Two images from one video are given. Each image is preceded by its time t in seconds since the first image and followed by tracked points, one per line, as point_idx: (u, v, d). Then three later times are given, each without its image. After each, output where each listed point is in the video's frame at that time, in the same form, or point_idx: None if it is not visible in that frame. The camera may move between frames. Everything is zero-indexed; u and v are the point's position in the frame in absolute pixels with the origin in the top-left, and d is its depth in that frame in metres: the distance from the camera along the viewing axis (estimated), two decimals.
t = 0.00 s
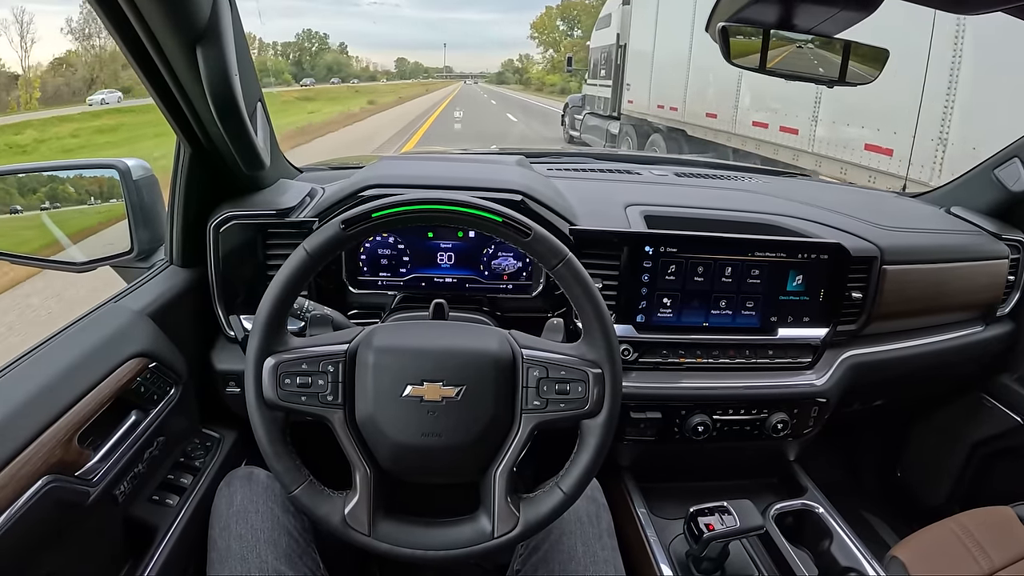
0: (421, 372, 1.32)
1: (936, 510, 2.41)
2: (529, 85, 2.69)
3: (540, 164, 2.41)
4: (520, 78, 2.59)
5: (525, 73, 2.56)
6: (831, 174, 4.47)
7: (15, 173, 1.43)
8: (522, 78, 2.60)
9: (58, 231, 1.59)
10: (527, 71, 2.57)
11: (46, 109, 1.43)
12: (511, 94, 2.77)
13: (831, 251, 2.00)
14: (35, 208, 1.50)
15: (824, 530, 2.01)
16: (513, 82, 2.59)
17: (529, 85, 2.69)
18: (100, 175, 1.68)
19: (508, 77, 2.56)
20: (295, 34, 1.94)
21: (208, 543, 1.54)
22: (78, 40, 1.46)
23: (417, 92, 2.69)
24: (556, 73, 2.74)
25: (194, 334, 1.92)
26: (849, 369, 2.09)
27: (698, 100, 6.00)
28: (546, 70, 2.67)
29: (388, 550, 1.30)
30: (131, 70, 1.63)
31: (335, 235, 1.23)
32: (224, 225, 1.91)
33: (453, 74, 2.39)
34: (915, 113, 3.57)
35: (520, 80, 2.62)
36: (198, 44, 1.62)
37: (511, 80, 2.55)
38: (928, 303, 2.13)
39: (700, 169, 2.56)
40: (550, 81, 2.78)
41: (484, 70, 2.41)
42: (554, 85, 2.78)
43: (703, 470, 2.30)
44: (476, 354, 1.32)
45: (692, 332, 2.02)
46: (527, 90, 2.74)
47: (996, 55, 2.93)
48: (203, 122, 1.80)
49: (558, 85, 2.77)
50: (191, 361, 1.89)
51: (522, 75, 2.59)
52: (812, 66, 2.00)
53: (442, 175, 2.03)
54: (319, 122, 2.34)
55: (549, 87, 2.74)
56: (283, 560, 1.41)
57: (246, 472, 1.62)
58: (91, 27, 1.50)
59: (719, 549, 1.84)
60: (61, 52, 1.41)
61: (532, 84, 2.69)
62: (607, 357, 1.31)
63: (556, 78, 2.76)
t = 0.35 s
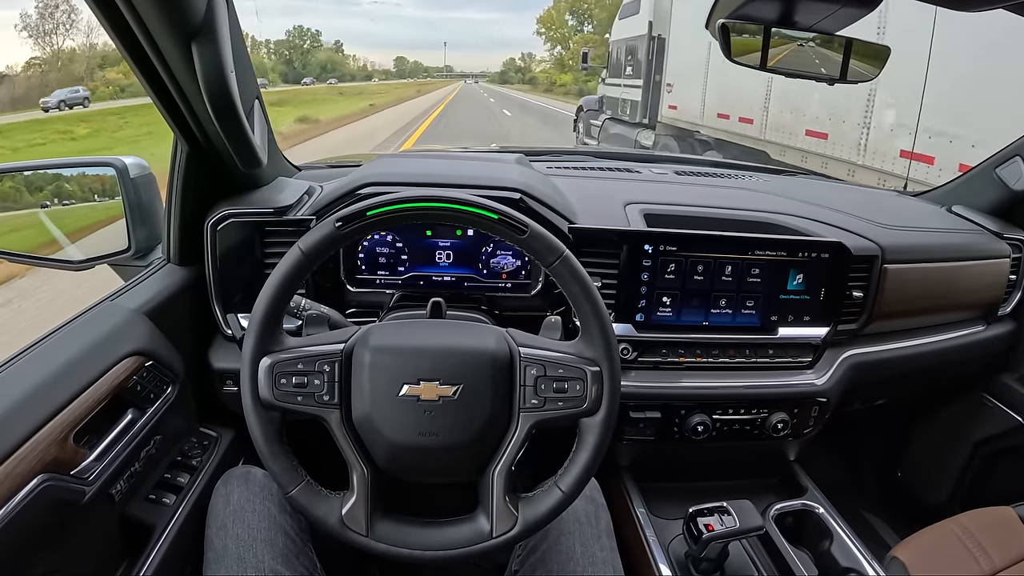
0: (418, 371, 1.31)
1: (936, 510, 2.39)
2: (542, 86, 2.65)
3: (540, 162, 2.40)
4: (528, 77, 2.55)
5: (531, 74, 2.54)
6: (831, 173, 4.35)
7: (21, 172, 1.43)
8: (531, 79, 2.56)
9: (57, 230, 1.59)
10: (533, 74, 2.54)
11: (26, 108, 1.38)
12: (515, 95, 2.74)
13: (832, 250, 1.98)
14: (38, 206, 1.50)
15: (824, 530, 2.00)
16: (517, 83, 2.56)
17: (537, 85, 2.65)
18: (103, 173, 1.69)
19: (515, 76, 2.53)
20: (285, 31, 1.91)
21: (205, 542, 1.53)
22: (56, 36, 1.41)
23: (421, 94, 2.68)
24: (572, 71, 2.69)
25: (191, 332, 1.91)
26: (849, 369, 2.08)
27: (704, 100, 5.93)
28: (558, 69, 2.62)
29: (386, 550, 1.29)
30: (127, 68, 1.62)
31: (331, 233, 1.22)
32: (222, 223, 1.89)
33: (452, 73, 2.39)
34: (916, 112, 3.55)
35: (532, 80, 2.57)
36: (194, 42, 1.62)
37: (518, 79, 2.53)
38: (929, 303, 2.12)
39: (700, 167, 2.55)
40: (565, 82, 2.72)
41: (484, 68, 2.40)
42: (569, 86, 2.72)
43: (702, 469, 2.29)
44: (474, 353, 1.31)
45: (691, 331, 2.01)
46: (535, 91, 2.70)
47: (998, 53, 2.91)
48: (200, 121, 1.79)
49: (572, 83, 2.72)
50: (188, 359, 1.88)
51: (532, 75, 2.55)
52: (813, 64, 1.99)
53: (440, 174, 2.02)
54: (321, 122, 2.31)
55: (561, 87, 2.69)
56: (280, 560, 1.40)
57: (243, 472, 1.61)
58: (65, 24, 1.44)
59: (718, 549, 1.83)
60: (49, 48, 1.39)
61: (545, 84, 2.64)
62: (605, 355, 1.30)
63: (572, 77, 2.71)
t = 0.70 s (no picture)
0: (419, 370, 1.31)
1: (935, 509, 2.40)
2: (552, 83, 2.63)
3: (540, 162, 2.41)
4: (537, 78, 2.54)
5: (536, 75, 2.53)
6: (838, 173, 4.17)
7: (27, 172, 1.43)
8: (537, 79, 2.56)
9: (57, 228, 1.58)
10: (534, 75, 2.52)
11: None
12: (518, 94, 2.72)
13: (831, 250, 1.99)
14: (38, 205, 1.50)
15: (823, 530, 2.01)
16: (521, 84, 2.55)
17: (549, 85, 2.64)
18: (105, 172, 1.69)
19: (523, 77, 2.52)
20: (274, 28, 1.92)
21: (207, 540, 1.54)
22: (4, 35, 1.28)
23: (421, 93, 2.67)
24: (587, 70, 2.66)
25: (193, 331, 1.92)
26: (848, 369, 2.09)
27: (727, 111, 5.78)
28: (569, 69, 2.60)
29: (387, 548, 1.30)
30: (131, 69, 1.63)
31: (333, 233, 1.23)
32: (224, 222, 1.90)
33: (453, 73, 2.40)
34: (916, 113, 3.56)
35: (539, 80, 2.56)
36: (197, 42, 1.64)
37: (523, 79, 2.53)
38: (927, 303, 2.13)
39: (699, 168, 2.56)
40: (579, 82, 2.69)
41: (485, 69, 2.41)
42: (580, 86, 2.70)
43: (701, 468, 2.30)
44: (474, 352, 1.32)
45: (691, 331, 2.02)
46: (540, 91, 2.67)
47: (997, 54, 2.92)
48: (203, 121, 1.81)
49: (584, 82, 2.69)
50: (190, 358, 1.89)
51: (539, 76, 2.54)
52: (812, 65, 2.00)
53: (441, 174, 2.03)
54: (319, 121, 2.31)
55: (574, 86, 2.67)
56: (282, 557, 1.41)
57: (245, 470, 1.62)
58: (17, 22, 1.31)
59: (717, 548, 1.84)
60: (11, 49, 1.30)
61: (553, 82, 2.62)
62: (605, 354, 1.31)
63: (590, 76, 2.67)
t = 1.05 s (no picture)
0: (421, 369, 1.31)
1: (936, 509, 2.40)
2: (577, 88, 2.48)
3: (541, 162, 2.42)
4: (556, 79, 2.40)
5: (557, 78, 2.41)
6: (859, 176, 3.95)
7: (32, 173, 1.45)
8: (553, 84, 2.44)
9: (58, 227, 1.57)
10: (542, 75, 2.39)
11: None
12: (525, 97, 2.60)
13: (832, 250, 1.99)
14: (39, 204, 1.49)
15: (824, 530, 2.01)
16: (532, 86, 2.44)
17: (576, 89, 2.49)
18: (108, 172, 1.69)
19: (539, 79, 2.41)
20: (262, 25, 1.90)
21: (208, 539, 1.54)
22: None
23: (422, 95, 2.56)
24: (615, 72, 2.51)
25: (194, 330, 1.92)
26: (849, 369, 2.09)
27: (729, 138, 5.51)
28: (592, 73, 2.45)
29: (388, 546, 1.30)
30: (132, 67, 1.63)
31: (334, 232, 1.23)
32: (225, 221, 1.91)
33: (454, 73, 2.40)
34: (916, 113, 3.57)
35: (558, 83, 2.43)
36: (199, 41, 1.64)
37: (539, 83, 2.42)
38: (928, 303, 2.13)
39: (700, 168, 2.56)
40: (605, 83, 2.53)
41: (487, 69, 2.41)
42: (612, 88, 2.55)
43: (702, 468, 2.30)
44: (476, 351, 1.32)
45: (691, 331, 2.02)
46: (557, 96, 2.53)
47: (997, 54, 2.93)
48: (204, 120, 1.81)
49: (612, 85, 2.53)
50: (191, 357, 1.89)
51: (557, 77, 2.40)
52: (813, 65, 2.00)
53: (442, 173, 2.03)
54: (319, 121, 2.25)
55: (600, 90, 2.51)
56: (283, 556, 1.41)
57: (246, 469, 1.62)
58: None
59: (718, 548, 1.84)
60: None
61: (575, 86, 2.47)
62: (607, 353, 1.31)
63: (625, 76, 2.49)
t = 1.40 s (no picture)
0: (418, 369, 1.31)
1: (935, 510, 2.40)
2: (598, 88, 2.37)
3: (540, 162, 2.43)
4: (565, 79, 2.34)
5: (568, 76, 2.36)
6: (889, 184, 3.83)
7: (37, 172, 1.47)
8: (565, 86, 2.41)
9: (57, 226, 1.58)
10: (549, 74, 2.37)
11: None
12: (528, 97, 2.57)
13: (831, 251, 1.99)
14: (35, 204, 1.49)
15: (822, 530, 2.00)
16: (536, 85, 2.44)
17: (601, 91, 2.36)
18: (108, 172, 1.70)
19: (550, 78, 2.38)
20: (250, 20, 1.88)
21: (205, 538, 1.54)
22: None
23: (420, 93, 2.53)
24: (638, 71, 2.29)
25: (193, 329, 1.92)
26: (847, 369, 2.09)
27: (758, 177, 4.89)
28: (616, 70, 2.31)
29: (385, 546, 1.30)
30: (131, 66, 1.63)
31: (332, 232, 1.23)
32: (224, 221, 1.91)
33: (454, 72, 2.39)
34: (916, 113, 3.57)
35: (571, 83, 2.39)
36: (197, 40, 1.64)
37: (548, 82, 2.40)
38: (927, 304, 2.12)
39: (699, 167, 2.55)
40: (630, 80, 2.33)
41: (488, 69, 2.39)
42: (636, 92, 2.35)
43: (701, 469, 2.30)
44: (473, 352, 1.32)
45: (690, 331, 2.01)
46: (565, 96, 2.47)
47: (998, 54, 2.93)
48: (202, 120, 1.81)
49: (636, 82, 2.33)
50: (190, 357, 1.89)
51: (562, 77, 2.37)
52: (813, 66, 1.99)
53: (441, 173, 2.03)
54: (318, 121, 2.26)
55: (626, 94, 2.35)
56: (280, 556, 1.41)
57: (244, 469, 1.62)
58: None
59: (716, 549, 1.83)
60: None
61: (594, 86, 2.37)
62: (604, 354, 1.31)
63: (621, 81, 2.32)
